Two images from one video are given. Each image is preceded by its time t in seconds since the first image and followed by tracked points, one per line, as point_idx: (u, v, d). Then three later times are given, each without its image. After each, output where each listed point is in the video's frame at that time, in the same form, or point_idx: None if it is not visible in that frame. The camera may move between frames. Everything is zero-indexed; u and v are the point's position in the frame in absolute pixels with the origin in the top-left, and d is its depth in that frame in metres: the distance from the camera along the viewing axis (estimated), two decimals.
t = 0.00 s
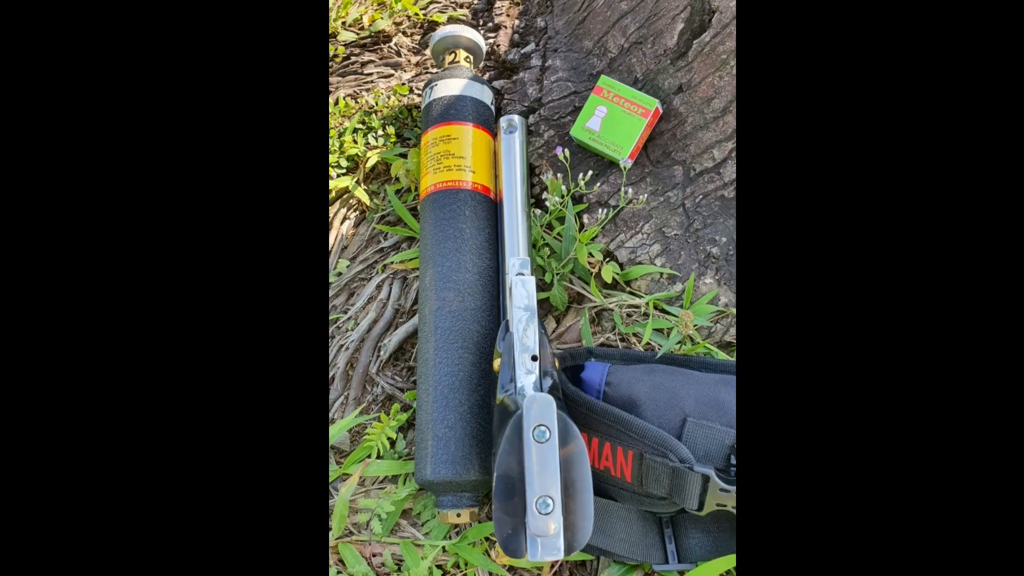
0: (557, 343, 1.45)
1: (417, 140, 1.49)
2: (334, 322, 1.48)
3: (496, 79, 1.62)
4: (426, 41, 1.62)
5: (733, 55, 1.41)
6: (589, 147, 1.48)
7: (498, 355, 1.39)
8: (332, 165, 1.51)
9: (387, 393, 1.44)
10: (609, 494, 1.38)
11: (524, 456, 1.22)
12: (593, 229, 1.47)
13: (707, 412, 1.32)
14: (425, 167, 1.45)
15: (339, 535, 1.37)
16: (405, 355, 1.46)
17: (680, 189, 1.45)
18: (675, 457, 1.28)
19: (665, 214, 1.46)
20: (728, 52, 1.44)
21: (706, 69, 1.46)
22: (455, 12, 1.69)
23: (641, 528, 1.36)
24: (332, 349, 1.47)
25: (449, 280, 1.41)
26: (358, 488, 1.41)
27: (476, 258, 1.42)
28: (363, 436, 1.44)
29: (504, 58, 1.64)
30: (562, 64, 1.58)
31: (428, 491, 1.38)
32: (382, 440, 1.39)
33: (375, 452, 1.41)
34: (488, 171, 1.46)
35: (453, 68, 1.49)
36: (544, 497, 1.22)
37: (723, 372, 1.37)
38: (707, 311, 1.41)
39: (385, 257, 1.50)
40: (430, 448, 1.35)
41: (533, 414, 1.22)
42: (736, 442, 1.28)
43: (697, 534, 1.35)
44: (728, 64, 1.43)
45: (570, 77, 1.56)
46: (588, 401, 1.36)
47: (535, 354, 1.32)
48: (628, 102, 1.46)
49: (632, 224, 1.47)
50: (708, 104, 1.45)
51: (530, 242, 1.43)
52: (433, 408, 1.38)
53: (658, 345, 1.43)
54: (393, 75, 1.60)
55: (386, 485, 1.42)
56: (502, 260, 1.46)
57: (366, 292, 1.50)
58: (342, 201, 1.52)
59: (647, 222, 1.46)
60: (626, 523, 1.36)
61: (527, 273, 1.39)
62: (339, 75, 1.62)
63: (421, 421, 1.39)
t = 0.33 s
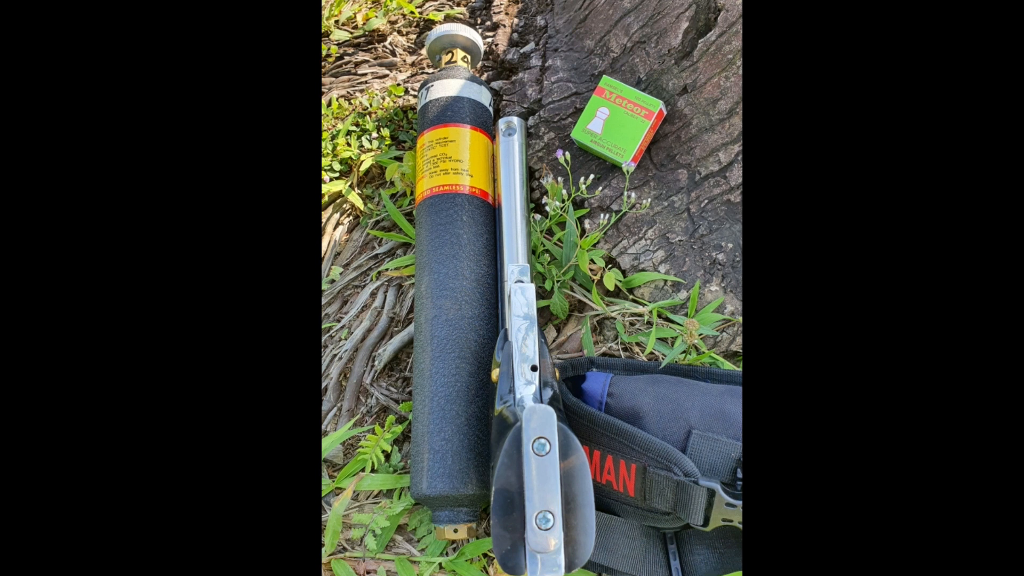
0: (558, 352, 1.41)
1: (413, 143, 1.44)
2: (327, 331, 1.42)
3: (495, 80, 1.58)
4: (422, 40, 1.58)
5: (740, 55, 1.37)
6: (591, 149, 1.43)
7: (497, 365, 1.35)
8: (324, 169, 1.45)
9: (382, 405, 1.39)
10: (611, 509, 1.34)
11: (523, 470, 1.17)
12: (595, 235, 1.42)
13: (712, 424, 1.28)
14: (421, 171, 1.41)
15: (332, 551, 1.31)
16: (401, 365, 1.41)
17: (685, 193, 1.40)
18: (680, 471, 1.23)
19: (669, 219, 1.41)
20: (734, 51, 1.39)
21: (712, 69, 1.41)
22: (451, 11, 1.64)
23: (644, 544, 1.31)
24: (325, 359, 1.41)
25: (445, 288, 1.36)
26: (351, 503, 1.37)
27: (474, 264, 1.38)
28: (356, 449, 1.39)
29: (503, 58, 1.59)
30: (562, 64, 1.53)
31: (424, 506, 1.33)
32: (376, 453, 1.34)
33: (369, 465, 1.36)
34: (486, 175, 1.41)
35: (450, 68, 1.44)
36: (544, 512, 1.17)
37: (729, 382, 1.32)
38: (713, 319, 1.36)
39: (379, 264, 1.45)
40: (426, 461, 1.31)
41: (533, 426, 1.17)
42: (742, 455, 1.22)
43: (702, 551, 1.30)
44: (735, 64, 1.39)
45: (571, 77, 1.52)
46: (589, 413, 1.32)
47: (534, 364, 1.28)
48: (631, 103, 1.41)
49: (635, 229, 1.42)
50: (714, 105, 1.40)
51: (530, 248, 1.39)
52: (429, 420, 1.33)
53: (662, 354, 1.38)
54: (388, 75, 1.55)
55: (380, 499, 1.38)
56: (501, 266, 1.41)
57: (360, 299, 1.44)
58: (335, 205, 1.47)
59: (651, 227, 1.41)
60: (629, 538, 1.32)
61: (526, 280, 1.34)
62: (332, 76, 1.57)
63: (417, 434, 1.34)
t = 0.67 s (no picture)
0: (558, 362, 1.36)
1: (408, 146, 1.39)
2: (319, 340, 1.37)
3: (493, 80, 1.53)
4: (417, 39, 1.53)
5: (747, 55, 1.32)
6: (592, 153, 1.38)
7: (495, 375, 1.30)
8: (317, 173, 1.41)
9: (376, 417, 1.34)
10: (613, 524, 1.27)
11: (523, 485, 1.13)
12: (597, 241, 1.37)
13: (718, 436, 1.23)
14: (417, 175, 1.36)
15: (325, 569, 1.26)
16: (395, 376, 1.36)
17: (690, 198, 1.36)
18: (684, 485, 1.19)
19: (673, 224, 1.36)
20: (741, 51, 1.34)
21: (718, 69, 1.36)
22: (448, 9, 1.59)
23: (647, 561, 1.25)
24: (316, 369, 1.36)
25: (442, 296, 1.31)
26: (344, 518, 1.31)
27: (471, 271, 1.33)
28: (350, 463, 1.33)
29: (501, 57, 1.54)
30: (563, 64, 1.49)
31: (420, 521, 1.28)
32: (370, 467, 1.29)
33: (363, 480, 1.31)
34: (484, 179, 1.37)
35: (446, 68, 1.39)
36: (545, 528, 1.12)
37: (736, 394, 1.28)
38: (719, 329, 1.32)
39: (374, 271, 1.40)
40: (422, 475, 1.26)
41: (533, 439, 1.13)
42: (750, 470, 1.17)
43: (708, 569, 1.24)
44: (741, 64, 1.34)
45: (572, 78, 1.47)
46: (591, 425, 1.27)
47: (534, 375, 1.23)
48: (634, 105, 1.36)
49: (638, 235, 1.37)
50: (720, 107, 1.35)
51: (529, 254, 1.34)
52: (424, 433, 1.28)
53: (666, 364, 1.34)
54: (383, 75, 1.50)
55: (375, 515, 1.31)
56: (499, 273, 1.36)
57: (353, 308, 1.39)
58: (327, 210, 1.42)
59: (655, 233, 1.36)
60: (632, 556, 1.25)
61: (526, 288, 1.30)
62: (325, 76, 1.52)
63: (413, 447, 1.30)
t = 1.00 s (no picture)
0: (558, 374, 1.30)
1: (403, 149, 1.34)
2: (311, 350, 1.32)
3: (491, 81, 1.48)
4: (413, 38, 1.48)
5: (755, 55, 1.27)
6: (594, 156, 1.33)
7: (493, 387, 1.25)
8: (308, 177, 1.35)
9: (370, 430, 1.29)
10: (617, 542, 1.21)
11: (522, 501, 1.08)
12: (598, 247, 1.31)
13: (724, 450, 1.18)
14: (412, 179, 1.31)
15: None
16: (390, 388, 1.31)
17: (696, 203, 1.31)
18: (690, 501, 1.14)
19: (678, 230, 1.31)
20: (748, 50, 1.30)
21: (724, 69, 1.31)
22: (445, 7, 1.54)
23: None
24: (308, 381, 1.31)
25: (438, 304, 1.26)
26: (337, 535, 1.25)
27: (468, 279, 1.28)
28: (343, 477, 1.29)
29: (500, 57, 1.49)
30: (564, 64, 1.44)
31: (415, 539, 1.22)
32: (363, 482, 1.24)
33: (356, 496, 1.26)
34: (482, 183, 1.32)
35: (443, 68, 1.34)
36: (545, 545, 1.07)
37: (743, 406, 1.23)
38: (725, 338, 1.27)
39: (367, 279, 1.35)
40: (417, 491, 1.21)
41: (532, 453, 1.08)
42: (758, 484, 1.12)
43: None
44: (749, 64, 1.29)
45: (573, 78, 1.42)
46: (593, 439, 1.22)
47: (534, 387, 1.18)
48: (637, 106, 1.32)
49: (642, 241, 1.32)
50: (727, 108, 1.30)
51: (528, 261, 1.29)
52: (420, 447, 1.23)
53: (671, 376, 1.29)
54: (377, 76, 1.45)
55: (368, 531, 1.25)
56: (497, 281, 1.32)
57: (346, 317, 1.34)
58: (319, 216, 1.37)
59: (659, 239, 1.31)
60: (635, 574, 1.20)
61: (525, 296, 1.25)
62: (317, 76, 1.47)
63: (408, 461, 1.25)
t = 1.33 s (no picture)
0: (559, 386, 1.26)
1: (398, 152, 1.30)
2: (302, 361, 1.27)
3: (489, 82, 1.43)
4: (408, 37, 1.44)
5: (763, 54, 1.22)
6: (596, 160, 1.29)
7: (491, 399, 1.20)
8: (299, 181, 1.30)
9: (363, 444, 1.24)
10: (619, 560, 1.15)
11: (521, 517, 1.03)
12: (600, 254, 1.27)
13: (732, 465, 1.13)
14: (407, 184, 1.26)
15: None
16: (384, 401, 1.26)
17: (702, 208, 1.26)
18: (695, 518, 1.08)
19: (683, 236, 1.26)
20: (756, 49, 1.25)
21: (731, 69, 1.27)
22: (440, 5, 1.50)
23: None
24: (299, 394, 1.25)
25: (433, 314, 1.22)
26: (329, 554, 1.19)
27: (465, 287, 1.24)
28: (335, 493, 1.23)
29: (498, 57, 1.45)
30: (565, 64, 1.39)
31: (410, 558, 1.17)
32: (357, 497, 1.19)
33: (349, 512, 1.20)
34: (479, 188, 1.27)
35: (439, 68, 1.29)
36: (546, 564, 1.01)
37: (751, 419, 1.18)
38: (732, 349, 1.22)
39: (361, 287, 1.30)
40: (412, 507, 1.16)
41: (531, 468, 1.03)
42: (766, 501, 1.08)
43: None
44: (757, 64, 1.25)
45: (574, 78, 1.37)
46: (595, 453, 1.17)
47: (533, 400, 1.13)
48: (640, 108, 1.27)
49: (646, 248, 1.27)
50: (734, 110, 1.26)
51: (528, 268, 1.24)
52: (415, 461, 1.18)
53: (676, 388, 1.24)
54: (370, 77, 1.40)
55: (362, 549, 1.20)
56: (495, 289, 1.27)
57: (339, 327, 1.29)
58: (310, 222, 1.31)
59: (663, 246, 1.27)
60: None
61: (524, 305, 1.20)
62: (308, 77, 1.42)
63: (402, 477, 1.20)
